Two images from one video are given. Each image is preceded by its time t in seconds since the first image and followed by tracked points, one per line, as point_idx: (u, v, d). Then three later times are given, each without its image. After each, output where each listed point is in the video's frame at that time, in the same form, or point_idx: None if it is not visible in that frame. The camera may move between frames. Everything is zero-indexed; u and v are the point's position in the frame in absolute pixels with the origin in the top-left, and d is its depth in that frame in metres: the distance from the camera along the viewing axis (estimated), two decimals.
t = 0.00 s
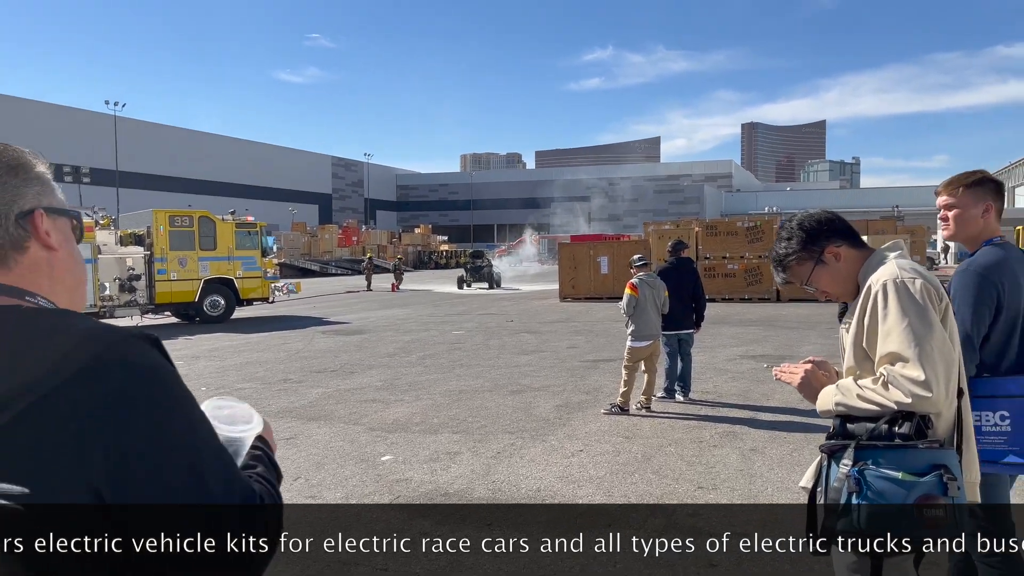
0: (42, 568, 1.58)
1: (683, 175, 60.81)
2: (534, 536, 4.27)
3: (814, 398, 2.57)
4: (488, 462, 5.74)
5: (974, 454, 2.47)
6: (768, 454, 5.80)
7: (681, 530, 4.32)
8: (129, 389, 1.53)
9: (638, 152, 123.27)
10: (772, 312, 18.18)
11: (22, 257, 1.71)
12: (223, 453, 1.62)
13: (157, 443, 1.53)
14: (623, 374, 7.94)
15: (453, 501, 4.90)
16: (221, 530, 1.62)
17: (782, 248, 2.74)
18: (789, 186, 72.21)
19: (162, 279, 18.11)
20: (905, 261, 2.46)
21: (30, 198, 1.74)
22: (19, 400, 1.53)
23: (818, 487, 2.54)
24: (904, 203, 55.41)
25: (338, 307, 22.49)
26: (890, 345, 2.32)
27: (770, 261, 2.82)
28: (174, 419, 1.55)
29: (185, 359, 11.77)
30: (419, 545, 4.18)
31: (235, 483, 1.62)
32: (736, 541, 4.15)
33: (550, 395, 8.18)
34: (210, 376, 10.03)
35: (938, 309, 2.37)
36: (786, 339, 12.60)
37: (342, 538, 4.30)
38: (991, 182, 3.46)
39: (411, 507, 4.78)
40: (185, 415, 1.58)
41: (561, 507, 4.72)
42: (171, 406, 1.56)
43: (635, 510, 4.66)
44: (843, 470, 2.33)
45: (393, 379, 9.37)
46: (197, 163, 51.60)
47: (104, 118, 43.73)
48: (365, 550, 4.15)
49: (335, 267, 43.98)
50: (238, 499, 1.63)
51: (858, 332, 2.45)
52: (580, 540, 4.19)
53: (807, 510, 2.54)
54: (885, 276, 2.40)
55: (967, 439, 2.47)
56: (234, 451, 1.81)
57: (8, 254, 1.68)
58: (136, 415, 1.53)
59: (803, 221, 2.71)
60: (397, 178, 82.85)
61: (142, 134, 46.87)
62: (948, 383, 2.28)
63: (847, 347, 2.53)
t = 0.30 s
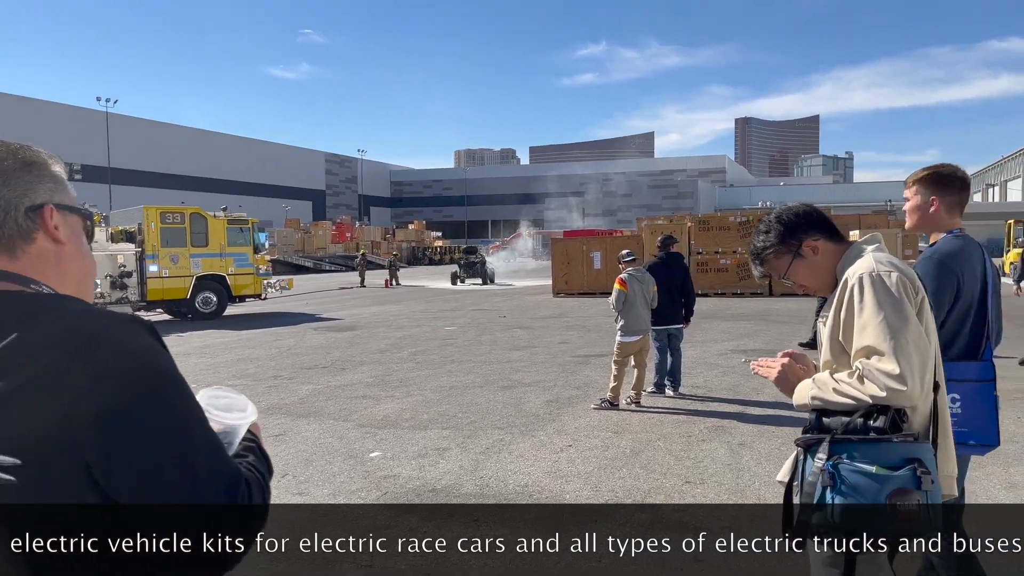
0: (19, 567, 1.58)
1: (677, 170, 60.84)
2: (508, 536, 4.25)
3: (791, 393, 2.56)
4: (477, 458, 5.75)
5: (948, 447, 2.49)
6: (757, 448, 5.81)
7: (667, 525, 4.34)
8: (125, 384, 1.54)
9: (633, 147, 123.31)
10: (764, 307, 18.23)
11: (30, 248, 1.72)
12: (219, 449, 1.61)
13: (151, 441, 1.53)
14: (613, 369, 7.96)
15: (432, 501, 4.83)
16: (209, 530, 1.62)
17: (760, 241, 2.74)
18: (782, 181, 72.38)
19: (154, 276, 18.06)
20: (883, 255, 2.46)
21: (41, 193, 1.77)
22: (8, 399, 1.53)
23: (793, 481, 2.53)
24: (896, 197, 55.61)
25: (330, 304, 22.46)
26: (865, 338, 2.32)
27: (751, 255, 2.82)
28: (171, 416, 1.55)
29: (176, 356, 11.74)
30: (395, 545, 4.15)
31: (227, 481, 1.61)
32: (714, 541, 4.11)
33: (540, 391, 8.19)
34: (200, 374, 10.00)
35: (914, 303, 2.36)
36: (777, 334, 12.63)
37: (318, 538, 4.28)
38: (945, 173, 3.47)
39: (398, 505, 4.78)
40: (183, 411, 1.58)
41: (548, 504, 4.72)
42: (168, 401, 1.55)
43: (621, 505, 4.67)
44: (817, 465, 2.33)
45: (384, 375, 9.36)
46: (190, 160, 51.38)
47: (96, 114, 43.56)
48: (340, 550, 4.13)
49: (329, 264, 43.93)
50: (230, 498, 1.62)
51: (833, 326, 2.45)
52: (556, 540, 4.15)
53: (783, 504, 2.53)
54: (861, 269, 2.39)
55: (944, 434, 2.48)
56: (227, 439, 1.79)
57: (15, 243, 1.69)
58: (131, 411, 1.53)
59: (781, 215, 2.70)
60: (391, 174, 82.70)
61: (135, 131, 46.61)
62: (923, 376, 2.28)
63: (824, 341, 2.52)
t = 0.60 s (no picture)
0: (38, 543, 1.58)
1: (668, 158, 60.84)
2: (487, 535, 4.11)
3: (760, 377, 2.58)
4: (461, 446, 5.76)
5: (916, 431, 2.51)
6: (740, 435, 5.85)
7: (649, 514, 4.33)
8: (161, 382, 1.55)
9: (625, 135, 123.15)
10: (753, 295, 18.28)
11: (50, 230, 1.71)
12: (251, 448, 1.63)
13: (189, 435, 1.56)
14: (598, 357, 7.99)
15: (407, 498, 4.69)
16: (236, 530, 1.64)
17: (732, 227, 2.73)
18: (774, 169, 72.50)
19: (141, 265, 17.99)
20: (854, 240, 2.46)
21: (56, 175, 1.75)
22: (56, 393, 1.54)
23: (762, 467, 2.54)
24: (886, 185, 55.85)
25: (320, 293, 22.41)
26: (834, 325, 2.32)
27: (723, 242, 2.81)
28: (211, 427, 1.58)
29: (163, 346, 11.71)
30: (371, 545, 4.04)
31: (259, 480, 1.63)
32: (688, 541, 3.98)
33: (526, 379, 8.21)
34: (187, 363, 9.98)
35: (883, 289, 2.36)
36: (764, 321, 12.69)
37: (294, 538, 4.18)
38: (883, 165, 3.51)
39: (380, 493, 4.78)
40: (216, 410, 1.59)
41: (531, 492, 4.74)
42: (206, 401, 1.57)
43: (603, 494, 4.67)
44: (784, 450, 2.34)
45: (371, 364, 9.36)
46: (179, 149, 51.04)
47: (83, 102, 43.24)
48: (315, 551, 4.02)
49: (319, 253, 43.81)
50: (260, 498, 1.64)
51: (804, 312, 2.45)
52: (533, 540, 4.03)
53: (751, 491, 2.54)
54: (831, 255, 2.39)
55: (912, 418, 2.50)
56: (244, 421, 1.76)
57: (35, 226, 1.68)
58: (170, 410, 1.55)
59: (753, 200, 2.70)
60: (383, 163, 82.37)
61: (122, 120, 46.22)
62: (890, 361, 2.28)
63: (793, 327, 2.52)
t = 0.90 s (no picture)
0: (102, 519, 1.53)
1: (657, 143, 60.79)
2: (465, 534, 3.93)
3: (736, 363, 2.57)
4: (443, 432, 5.75)
5: (890, 415, 2.53)
6: (722, 420, 5.87)
7: (630, 499, 4.34)
8: (252, 377, 1.64)
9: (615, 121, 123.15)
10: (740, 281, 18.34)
11: (111, 215, 1.75)
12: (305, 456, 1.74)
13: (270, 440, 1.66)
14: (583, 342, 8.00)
15: (369, 499, 4.45)
16: (283, 533, 1.70)
17: (710, 210, 2.71)
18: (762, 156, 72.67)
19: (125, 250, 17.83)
20: (832, 224, 2.45)
21: (118, 168, 1.79)
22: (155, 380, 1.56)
23: (737, 452, 2.55)
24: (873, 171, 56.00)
25: (306, 278, 22.29)
26: (810, 310, 2.32)
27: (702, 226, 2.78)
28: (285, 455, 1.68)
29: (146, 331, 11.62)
30: (347, 544, 3.87)
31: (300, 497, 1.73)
32: (664, 541, 3.82)
33: (510, 364, 8.20)
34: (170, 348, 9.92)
35: (860, 273, 2.36)
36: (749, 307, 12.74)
37: (270, 538, 4.01)
38: (837, 152, 3.60)
39: (360, 480, 4.77)
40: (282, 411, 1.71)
41: (511, 478, 4.75)
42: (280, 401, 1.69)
43: (584, 479, 4.68)
44: (758, 436, 2.34)
45: (355, 350, 9.33)
46: (164, 133, 50.46)
47: (66, 84, 42.66)
48: (291, 551, 3.85)
49: (306, 238, 43.56)
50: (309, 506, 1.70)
51: (783, 296, 2.44)
52: (508, 540, 3.85)
53: (726, 477, 2.54)
54: (808, 239, 2.39)
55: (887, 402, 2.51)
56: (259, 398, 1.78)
57: (97, 211, 1.71)
58: (254, 407, 1.64)
59: (732, 182, 2.67)
60: (371, 148, 81.93)
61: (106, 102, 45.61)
62: (867, 346, 2.28)
63: (771, 311, 2.51)
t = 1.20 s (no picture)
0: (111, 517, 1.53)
1: (647, 132, 60.72)
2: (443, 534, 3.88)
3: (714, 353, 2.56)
4: (427, 420, 5.74)
5: (869, 406, 2.53)
6: (706, 410, 5.89)
7: (612, 489, 4.36)
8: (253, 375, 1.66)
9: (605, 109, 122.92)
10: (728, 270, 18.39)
11: (99, 204, 1.68)
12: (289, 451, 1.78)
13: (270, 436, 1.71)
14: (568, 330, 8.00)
15: (345, 491, 4.42)
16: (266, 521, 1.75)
17: (689, 198, 2.69)
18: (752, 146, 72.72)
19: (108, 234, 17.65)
20: (812, 214, 2.44)
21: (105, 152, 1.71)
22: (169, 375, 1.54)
23: (714, 444, 2.54)
24: (862, 162, 56.25)
25: (292, 265, 22.16)
26: (788, 300, 2.31)
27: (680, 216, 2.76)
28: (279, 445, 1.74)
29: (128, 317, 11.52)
30: (323, 545, 3.80)
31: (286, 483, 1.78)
32: (640, 541, 3.77)
33: (495, 353, 8.19)
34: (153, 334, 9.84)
35: (839, 263, 2.35)
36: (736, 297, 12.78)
37: (246, 538, 3.90)
38: (804, 142, 3.61)
39: (341, 469, 4.75)
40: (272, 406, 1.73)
41: (493, 466, 4.74)
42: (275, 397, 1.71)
43: (567, 469, 4.68)
44: (734, 429, 2.33)
45: (340, 337, 9.29)
46: (150, 117, 49.91)
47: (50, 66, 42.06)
48: (267, 551, 3.77)
49: (293, 225, 43.29)
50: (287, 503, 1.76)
51: (761, 286, 2.44)
52: (484, 540, 3.79)
53: (702, 470, 2.53)
54: (788, 229, 2.37)
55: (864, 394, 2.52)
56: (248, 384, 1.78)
57: (93, 199, 1.65)
58: (258, 403, 1.67)
59: (712, 171, 2.66)
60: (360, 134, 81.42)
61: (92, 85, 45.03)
62: (845, 338, 2.28)
63: (749, 302, 2.51)
